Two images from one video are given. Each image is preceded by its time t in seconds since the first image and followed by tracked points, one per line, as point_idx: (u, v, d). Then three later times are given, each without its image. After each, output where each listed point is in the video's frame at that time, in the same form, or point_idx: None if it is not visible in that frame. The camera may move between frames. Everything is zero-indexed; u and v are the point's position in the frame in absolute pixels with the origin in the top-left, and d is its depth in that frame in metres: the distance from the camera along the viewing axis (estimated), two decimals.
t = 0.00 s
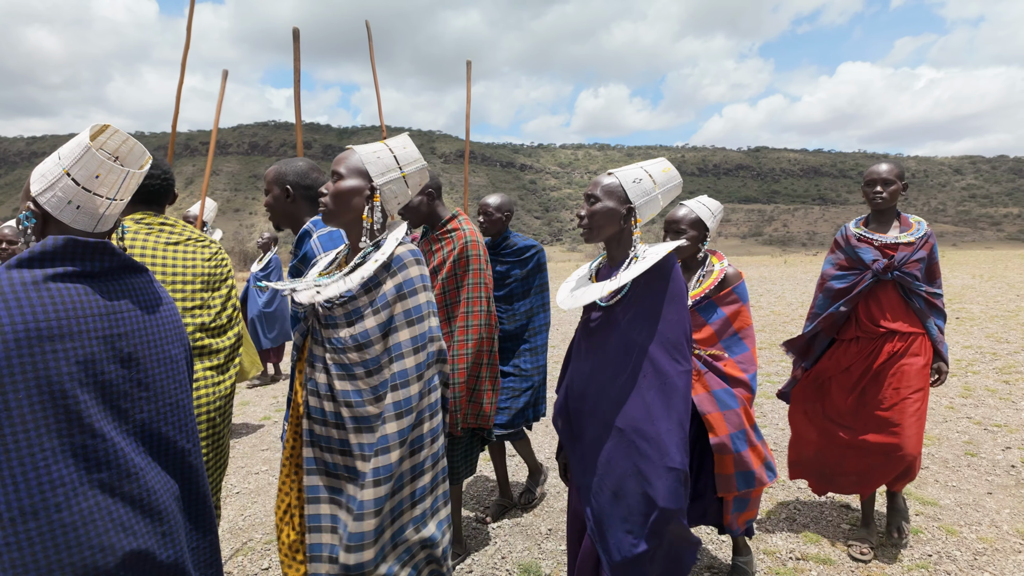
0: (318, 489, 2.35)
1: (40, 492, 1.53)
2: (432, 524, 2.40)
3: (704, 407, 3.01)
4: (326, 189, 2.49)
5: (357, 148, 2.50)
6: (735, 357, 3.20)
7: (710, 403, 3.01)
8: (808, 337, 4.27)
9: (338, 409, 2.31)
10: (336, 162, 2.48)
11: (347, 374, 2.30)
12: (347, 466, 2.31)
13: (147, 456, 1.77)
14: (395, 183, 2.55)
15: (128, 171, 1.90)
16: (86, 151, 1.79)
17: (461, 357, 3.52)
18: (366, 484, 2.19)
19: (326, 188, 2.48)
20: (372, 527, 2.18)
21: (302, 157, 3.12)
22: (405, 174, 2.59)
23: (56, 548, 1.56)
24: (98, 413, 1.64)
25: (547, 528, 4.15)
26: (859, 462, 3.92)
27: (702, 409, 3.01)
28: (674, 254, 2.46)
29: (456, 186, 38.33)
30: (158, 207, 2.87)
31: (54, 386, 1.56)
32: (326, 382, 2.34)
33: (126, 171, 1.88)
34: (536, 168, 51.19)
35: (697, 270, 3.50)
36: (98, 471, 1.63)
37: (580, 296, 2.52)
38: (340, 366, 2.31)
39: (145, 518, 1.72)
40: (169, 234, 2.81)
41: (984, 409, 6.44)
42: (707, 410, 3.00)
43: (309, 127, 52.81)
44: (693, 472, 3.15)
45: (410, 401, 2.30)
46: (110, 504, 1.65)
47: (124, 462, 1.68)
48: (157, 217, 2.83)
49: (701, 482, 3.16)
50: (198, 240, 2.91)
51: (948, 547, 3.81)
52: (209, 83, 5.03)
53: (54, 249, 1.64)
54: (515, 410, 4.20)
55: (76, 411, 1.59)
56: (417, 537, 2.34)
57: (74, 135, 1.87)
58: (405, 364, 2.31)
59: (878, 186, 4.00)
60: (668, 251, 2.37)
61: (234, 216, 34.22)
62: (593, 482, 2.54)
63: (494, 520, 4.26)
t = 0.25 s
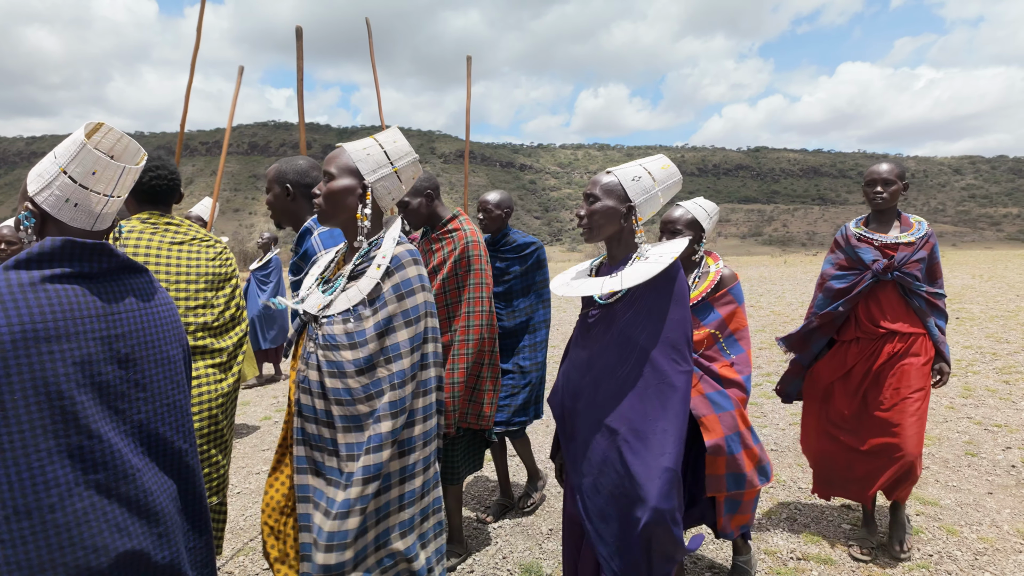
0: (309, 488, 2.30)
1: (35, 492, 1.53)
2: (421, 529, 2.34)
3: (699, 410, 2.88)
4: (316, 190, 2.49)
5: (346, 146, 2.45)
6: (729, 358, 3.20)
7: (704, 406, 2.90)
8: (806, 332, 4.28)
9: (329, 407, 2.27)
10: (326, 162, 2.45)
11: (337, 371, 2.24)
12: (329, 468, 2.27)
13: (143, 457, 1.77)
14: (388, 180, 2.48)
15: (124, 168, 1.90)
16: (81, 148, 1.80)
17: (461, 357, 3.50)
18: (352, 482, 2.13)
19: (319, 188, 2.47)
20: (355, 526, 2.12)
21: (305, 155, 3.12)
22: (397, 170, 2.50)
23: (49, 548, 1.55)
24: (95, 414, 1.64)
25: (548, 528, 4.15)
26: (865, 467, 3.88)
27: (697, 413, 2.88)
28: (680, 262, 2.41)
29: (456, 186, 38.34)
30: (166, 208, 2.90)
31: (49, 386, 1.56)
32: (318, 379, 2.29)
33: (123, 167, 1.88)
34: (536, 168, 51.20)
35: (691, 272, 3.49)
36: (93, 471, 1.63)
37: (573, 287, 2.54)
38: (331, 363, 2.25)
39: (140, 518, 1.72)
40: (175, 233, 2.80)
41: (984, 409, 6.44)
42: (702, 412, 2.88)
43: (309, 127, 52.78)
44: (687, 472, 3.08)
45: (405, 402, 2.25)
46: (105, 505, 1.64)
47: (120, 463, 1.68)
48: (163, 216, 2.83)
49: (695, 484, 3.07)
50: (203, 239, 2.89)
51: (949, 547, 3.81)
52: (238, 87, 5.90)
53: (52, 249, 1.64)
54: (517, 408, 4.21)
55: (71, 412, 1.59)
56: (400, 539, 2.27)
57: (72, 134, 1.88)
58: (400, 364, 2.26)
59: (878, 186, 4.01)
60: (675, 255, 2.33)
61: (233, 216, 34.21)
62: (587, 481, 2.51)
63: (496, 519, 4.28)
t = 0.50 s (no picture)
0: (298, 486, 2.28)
1: (28, 492, 1.54)
2: (411, 532, 2.33)
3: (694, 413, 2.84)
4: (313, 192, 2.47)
5: (334, 145, 2.42)
6: (723, 359, 3.20)
7: (701, 408, 2.86)
8: (808, 329, 4.31)
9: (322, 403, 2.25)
10: (316, 162, 2.41)
11: (331, 369, 2.22)
12: (313, 467, 2.24)
13: (139, 458, 1.76)
14: (380, 176, 2.46)
15: (121, 165, 1.91)
16: (77, 147, 1.82)
17: (462, 357, 3.49)
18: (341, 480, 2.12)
19: (313, 188, 2.44)
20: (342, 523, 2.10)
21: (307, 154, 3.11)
22: (388, 165, 2.49)
23: (42, 547, 1.55)
24: (90, 415, 1.64)
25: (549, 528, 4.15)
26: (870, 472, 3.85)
27: (694, 415, 2.85)
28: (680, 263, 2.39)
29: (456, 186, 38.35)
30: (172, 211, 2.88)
31: (43, 387, 1.56)
32: (312, 376, 2.29)
33: (119, 165, 1.90)
34: (536, 168, 51.21)
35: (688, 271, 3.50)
36: (87, 472, 1.62)
37: (573, 291, 2.52)
38: (325, 360, 2.23)
39: (135, 519, 1.71)
40: (182, 235, 2.79)
41: (985, 409, 6.44)
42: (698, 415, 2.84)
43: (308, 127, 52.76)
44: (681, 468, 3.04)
45: (401, 402, 2.22)
46: (98, 505, 1.64)
47: (116, 463, 1.67)
48: (169, 218, 2.81)
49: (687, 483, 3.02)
50: (210, 241, 2.89)
51: (949, 547, 3.81)
52: (257, 88, 6.72)
53: (48, 250, 1.64)
54: (519, 406, 4.21)
55: (65, 412, 1.58)
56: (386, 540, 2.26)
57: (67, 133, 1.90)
58: (396, 364, 2.23)
59: (879, 186, 4.01)
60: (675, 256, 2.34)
61: (233, 216, 34.19)
62: (581, 482, 2.49)
63: (497, 519, 4.29)
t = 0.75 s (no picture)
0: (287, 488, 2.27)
1: (24, 492, 1.53)
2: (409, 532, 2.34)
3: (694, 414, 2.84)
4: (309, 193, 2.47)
5: (326, 145, 2.41)
6: (722, 359, 3.19)
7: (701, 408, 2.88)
8: (809, 328, 4.30)
9: (317, 403, 2.25)
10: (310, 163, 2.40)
11: (327, 368, 2.23)
12: (305, 467, 2.24)
13: (135, 459, 1.75)
14: (374, 175, 2.44)
15: (117, 165, 1.92)
16: (73, 147, 1.83)
17: (462, 356, 3.48)
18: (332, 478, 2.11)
19: (308, 190, 2.45)
20: (332, 522, 2.10)
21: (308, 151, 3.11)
22: (382, 163, 2.46)
23: (36, 547, 1.54)
24: (85, 415, 1.63)
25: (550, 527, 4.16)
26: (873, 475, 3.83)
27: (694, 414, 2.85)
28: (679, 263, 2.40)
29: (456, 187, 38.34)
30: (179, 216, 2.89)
31: (37, 387, 1.56)
32: (306, 375, 2.29)
33: (115, 164, 1.91)
34: (536, 168, 51.21)
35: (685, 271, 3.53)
36: (82, 472, 1.62)
37: (578, 303, 2.53)
38: (320, 360, 2.24)
39: (130, 519, 1.71)
40: (187, 238, 2.79)
41: (985, 409, 6.44)
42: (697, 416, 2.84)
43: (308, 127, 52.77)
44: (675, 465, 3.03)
45: (396, 403, 2.21)
46: (93, 506, 1.63)
47: (110, 464, 1.67)
48: (176, 222, 2.82)
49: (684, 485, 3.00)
50: (215, 244, 2.88)
51: (950, 547, 3.82)
52: (266, 92, 6.88)
53: (43, 252, 1.64)
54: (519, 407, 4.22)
55: (59, 413, 1.58)
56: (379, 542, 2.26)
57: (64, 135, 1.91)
58: (391, 366, 2.21)
59: (881, 186, 4.02)
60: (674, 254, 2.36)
61: (233, 216, 34.19)
62: (578, 484, 2.48)
63: (499, 519, 4.29)
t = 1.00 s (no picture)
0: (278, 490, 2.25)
1: (17, 491, 1.53)
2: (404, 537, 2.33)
3: (693, 412, 2.85)
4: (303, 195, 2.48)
5: (319, 144, 2.40)
6: (723, 358, 3.19)
7: (700, 407, 2.88)
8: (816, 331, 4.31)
9: (306, 405, 2.24)
10: (304, 164, 2.41)
11: (319, 369, 2.22)
12: (298, 468, 2.22)
13: (131, 459, 1.74)
14: (368, 175, 2.43)
15: (109, 167, 1.91)
16: (65, 151, 1.81)
17: (461, 354, 3.48)
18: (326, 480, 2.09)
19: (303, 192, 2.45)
20: (326, 526, 2.07)
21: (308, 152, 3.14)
22: (375, 163, 2.45)
23: (29, 547, 1.54)
24: (78, 415, 1.63)
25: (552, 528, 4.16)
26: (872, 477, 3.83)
27: (692, 413, 2.86)
28: (674, 267, 2.41)
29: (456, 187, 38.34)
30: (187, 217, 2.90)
31: (29, 387, 1.56)
32: (296, 377, 2.28)
33: (107, 168, 1.89)
34: (535, 168, 51.21)
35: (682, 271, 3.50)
36: (75, 472, 1.61)
37: (584, 319, 2.55)
38: (312, 362, 2.23)
39: (125, 519, 1.69)
40: (192, 239, 2.78)
41: (986, 409, 6.44)
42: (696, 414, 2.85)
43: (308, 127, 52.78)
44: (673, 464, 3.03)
45: (390, 406, 2.19)
46: (86, 506, 1.62)
47: (104, 463, 1.65)
48: (183, 224, 2.82)
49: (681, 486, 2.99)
50: (221, 245, 2.87)
51: (951, 546, 3.82)
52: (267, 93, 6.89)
53: (34, 253, 1.64)
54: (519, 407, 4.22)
55: (51, 413, 1.58)
56: (370, 547, 2.25)
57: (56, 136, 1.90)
58: (385, 368, 2.20)
59: (883, 186, 4.01)
60: (669, 258, 2.38)
61: (233, 216, 34.18)
62: (574, 488, 2.45)
63: (500, 519, 4.30)
